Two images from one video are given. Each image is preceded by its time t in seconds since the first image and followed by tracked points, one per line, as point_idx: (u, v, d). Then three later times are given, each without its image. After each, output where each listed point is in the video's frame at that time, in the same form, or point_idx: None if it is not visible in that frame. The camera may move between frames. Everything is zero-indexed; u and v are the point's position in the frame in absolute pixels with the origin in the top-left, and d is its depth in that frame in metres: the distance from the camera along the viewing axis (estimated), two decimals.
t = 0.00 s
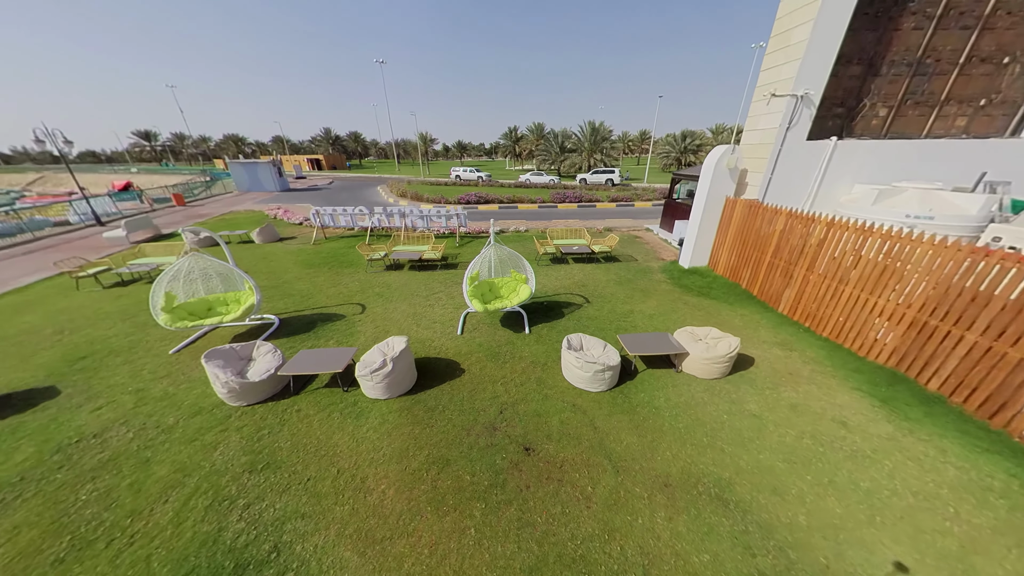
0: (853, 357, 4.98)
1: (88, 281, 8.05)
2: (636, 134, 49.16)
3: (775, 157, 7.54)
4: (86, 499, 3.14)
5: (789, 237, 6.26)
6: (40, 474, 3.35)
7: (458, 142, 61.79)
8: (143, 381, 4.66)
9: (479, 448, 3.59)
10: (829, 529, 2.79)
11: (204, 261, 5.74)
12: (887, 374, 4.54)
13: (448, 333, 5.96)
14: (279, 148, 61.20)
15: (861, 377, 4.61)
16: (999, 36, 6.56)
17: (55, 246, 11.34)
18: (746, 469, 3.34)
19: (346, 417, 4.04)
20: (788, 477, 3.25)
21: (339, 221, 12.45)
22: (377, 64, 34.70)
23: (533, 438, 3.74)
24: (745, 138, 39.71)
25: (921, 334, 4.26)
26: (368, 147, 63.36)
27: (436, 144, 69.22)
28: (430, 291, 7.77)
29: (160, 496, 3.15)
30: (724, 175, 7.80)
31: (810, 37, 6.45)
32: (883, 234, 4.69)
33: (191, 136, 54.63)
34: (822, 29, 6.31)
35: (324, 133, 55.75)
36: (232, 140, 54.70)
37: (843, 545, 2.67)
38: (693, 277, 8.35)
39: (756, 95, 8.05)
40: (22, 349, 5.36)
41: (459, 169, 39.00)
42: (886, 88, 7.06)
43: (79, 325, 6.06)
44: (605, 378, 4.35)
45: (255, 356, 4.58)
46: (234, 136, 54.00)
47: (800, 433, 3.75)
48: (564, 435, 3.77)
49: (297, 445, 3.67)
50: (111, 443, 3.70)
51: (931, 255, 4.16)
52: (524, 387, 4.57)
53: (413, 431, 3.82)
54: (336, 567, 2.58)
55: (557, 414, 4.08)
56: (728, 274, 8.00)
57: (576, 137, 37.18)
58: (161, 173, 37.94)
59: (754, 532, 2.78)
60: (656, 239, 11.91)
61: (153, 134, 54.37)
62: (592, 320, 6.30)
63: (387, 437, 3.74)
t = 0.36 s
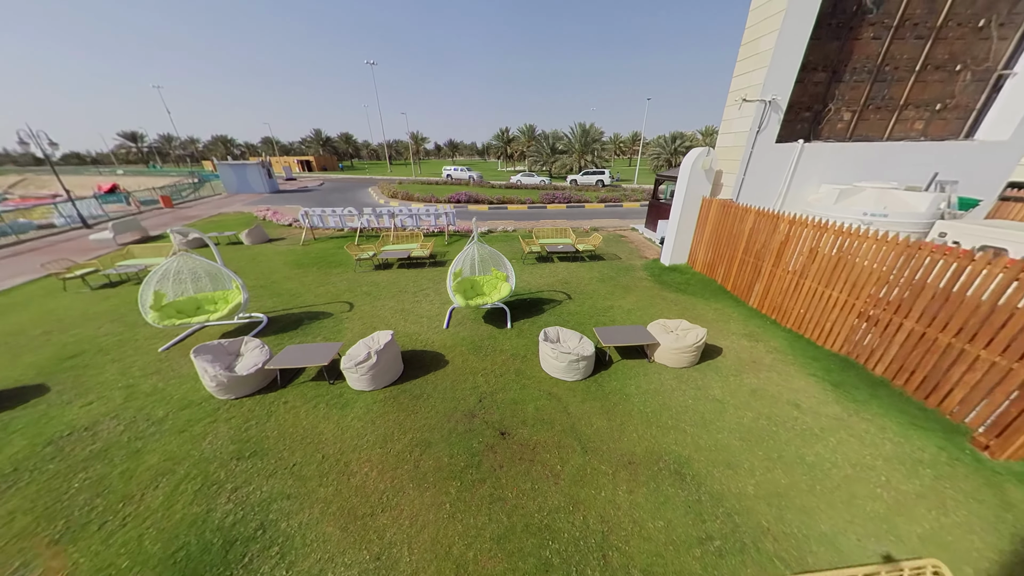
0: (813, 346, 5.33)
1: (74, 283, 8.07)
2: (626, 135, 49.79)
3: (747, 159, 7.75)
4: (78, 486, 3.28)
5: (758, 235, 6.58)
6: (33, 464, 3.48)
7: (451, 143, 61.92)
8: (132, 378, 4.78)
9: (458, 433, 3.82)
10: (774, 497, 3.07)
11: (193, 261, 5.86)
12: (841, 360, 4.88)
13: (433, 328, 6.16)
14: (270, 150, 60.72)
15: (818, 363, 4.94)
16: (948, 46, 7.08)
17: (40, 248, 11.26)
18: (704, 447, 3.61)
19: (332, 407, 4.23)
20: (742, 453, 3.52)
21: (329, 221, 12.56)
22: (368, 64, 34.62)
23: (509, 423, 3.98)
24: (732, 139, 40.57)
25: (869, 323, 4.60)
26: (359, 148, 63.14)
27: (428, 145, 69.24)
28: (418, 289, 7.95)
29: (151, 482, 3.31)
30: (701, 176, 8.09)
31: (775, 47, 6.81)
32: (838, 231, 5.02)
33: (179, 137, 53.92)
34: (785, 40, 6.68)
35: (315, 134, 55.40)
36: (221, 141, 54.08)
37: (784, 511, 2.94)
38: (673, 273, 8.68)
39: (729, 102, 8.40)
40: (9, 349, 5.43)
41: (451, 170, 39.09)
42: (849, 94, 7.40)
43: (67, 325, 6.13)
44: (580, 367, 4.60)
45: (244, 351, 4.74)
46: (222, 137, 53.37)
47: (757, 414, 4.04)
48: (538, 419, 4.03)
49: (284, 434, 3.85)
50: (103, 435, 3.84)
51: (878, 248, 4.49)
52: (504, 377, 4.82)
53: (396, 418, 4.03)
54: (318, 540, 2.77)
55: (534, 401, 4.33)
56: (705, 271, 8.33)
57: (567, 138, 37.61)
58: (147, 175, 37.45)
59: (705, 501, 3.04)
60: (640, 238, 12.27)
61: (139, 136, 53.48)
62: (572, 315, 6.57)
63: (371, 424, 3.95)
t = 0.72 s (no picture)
0: (773, 334, 5.75)
1: (58, 285, 8.07)
2: (614, 137, 50.68)
3: (718, 160, 7.91)
4: (74, 474, 3.44)
5: (727, 232, 7.00)
6: (28, 455, 3.62)
7: (441, 145, 61.98)
8: (123, 374, 4.91)
9: (441, 417, 4.08)
10: (724, 464, 3.41)
11: (183, 261, 6.01)
12: (797, 346, 5.30)
13: (420, 323, 6.40)
14: (256, 152, 59.91)
15: (777, 348, 5.35)
16: (898, 57, 7.63)
17: (20, 252, 11.11)
18: (666, 424, 3.95)
19: (321, 397, 4.45)
20: (700, 428, 3.87)
21: (317, 222, 12.81)
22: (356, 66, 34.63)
23: (489, 407, 4.26)
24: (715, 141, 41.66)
25: (821, 311, 5.02)
26: (348, 150, 62.74)
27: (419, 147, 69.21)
28: (406, 287, 8.18)
29: (146, 468, 3.48)
30: (675, 177, 8.44)
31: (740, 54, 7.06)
32: (794, 227, 5.42)
33: (161, 139, 52.86)
34: (749, 49, 7.00)
35: (302, 136, 54.87)
36: (205, 143, 53.18)
37: (731, 475, 3.29)
38: (651, 269, 9.09)
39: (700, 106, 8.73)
40: None
41: (441, 171, 39.29)
42: (810, 100, 7.83)
43: (54, 326, 6.19)
44: (557, 356, 4.91)
45: (234, 346, 4.92)
46: (206, 139, 52.45)
47: (717, 394, 4.41)
48: (517, 402, 4.33)
49: (274, 422, 4.05)
50: (96, 427, 3.99)
51: (828, 242, 4.90)
52: (486, 366, 5.10)
53: (382, 405, 4.28)
54: (308, 513, 3.01)
55: (514, 387, 4.63)
56: (681, 267, 8.74)
57: (555, 140, 38.15)
58: (129, 177, 36.66)
59: (663, 469, 3.37)
60: (623, 237, 12.72)
61: (119, 137, 52.20)
62: (553, 309, 6.89)
63: (358, 411, 4.19)
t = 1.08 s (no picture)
0: (736, 326, 6.15)
1: (24, 293, 7.80)
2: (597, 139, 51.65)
3: (686, 163, 8.34)
4: (48, 478, 3.44)
5: (694, 231, 7.39)
6: None
7: (426, 147, 61.74)
8: (97, 380, 4.86)
9: (420, 412, 4.26)
10: (681, 445, 3.70)
11: (158, 265, 5.96)
12: (755, 336, 5.71)
13: (401, 323, 6.54)
14: (234, 154, 58.28)
15: (737, 339, 5.74)
16: (847, 69, 8.24)
17: None
18: (632, 410, 4.23)
19: (302, 396, 4.55)
20: (662, 413, 4.17)
21: (298, 226, 12.77)
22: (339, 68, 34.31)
23: (466, 401, 4.47)
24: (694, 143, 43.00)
25: (773, 304, 5.43)
26: (331, 152, 61.78)
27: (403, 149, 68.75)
28: (388, 288, 8.28)
29: (123, 470, 3.52)
30: (647, 180, 8.84)
31: (702, 65, 7.52)
32: (750, 226, 5.83)
33: (132, 141, 50.80)
34: (710, 60, 7.46)
35: (284, 137, 53.75)
36: (179, 144, 51.42)
37: (687, 454, 3.59)
38: (628, 268, 9.48)
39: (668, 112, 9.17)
40: None
41: (427, 174, 39.14)
42: (770, 108, 8.37)
43: (21, 334, 6.03)
44: (532, 351, 5.16)
45: (212, 349, 4.96)
46: (181, 141, 50.67)
47: (680, 382, 4.74)
48: (493, 395, 4.55)
49: (255, 421, 4.14)
50: (69, 432, 3.97)
51: (779, 240, 5.32)
52: (465, 362, 5.29)
53: (363, 402, 4.42)
54: (288, 504, 3.14)
55: (491, 381, 4.85)
56: (655, 266, 9.14)
57: (540, 142, 38.62)
58: (96, 180, 35.14)
59: (626, 451, 3.64)
60: (603, 237, 13.13)
61: (85, 138, 49.85)
62: (532, 307, 7.14)
63: (339, 408, 4.31)
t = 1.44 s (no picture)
0: (701, 318, 6.51)
1: None
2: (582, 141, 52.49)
3: (656, 166, 8.73)
4: (13, 482, 3.42)
5: (663, 230, 7.75)
6: None
7: (411, 149, 61.39)
8: (64, 385, 4.79)
9: (396, 406, 4.38)
10: (642, 428, 3.97)
11: (129, 268, 5.88)
12: (717, 327, 6.07)
13: (381, 322, 6.63)
14: (212, 156, 56.62)
15: (702, 330, 6.09)
16: (802, 78, 8.82)
17: None
18: (599, 398, 4.48)
19: (279, 395, 4.62)
20: (626, 400, 4.43)
21: (279, 229, 12.78)
22: (321, 69, 33.99)
23: (442, 394, 4.62)
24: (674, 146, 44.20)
25: (732, 297, 5.79)
26: (314, 155, 60.72)
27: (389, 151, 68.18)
28: (369, 289, 8.35)
29: (92, 471, 3.52)
30: (621, 182, 9.19)
31: (667, 74, 7.94)
32: (711, 225, 6.19)
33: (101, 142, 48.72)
34: (675, 69, 7.89)
35: (264, 139, 52.55)
36: (153, 146, 49.66)
37: (646, 436, 3.85)
38: (605, 267, 9.81)
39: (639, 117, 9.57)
40: None
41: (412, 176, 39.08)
42: (734, 114, 8.87)
43: None
44: (507, 346, 5.36)
45: (186, 351, 4.95)
46: (154, 142, 48.90)
47: (645, 371, 5.02)
48: (468, 389, 4.72)
49: (230, 420, 4.19)
50: (36, 437, 3.93)
51: (736, 237, 5.68)
52: (442, 358, 5.44)
53: (340, 399, 4.52)
54: (262, 496, 3.22)
55: (467, 375, 5.02)
56: (630, 265, 9.49)
57: (525, 145, 39.03)
58: (62, 184, 33.57)
59: (590, 435, 3.87)
60: (583, 237, 13.50)
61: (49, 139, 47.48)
62: (511, 305, 7.33)
63: (316, 405, 4.41)
